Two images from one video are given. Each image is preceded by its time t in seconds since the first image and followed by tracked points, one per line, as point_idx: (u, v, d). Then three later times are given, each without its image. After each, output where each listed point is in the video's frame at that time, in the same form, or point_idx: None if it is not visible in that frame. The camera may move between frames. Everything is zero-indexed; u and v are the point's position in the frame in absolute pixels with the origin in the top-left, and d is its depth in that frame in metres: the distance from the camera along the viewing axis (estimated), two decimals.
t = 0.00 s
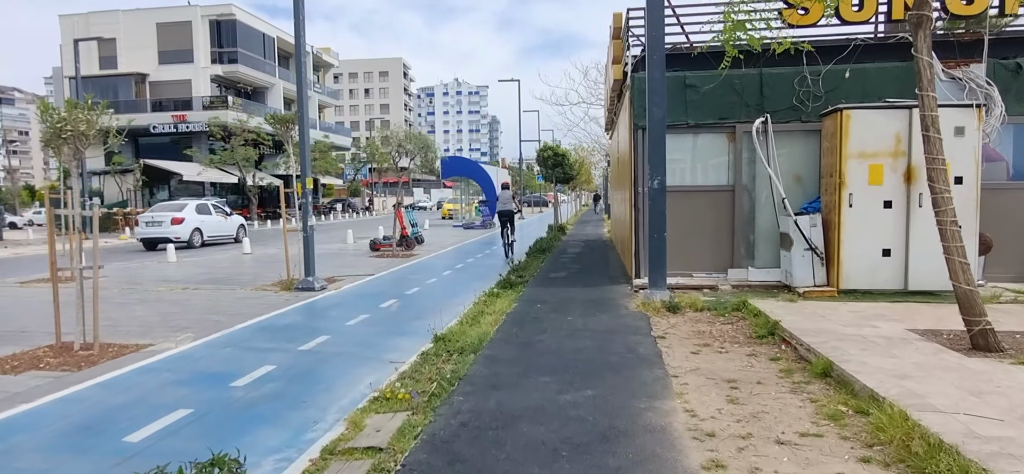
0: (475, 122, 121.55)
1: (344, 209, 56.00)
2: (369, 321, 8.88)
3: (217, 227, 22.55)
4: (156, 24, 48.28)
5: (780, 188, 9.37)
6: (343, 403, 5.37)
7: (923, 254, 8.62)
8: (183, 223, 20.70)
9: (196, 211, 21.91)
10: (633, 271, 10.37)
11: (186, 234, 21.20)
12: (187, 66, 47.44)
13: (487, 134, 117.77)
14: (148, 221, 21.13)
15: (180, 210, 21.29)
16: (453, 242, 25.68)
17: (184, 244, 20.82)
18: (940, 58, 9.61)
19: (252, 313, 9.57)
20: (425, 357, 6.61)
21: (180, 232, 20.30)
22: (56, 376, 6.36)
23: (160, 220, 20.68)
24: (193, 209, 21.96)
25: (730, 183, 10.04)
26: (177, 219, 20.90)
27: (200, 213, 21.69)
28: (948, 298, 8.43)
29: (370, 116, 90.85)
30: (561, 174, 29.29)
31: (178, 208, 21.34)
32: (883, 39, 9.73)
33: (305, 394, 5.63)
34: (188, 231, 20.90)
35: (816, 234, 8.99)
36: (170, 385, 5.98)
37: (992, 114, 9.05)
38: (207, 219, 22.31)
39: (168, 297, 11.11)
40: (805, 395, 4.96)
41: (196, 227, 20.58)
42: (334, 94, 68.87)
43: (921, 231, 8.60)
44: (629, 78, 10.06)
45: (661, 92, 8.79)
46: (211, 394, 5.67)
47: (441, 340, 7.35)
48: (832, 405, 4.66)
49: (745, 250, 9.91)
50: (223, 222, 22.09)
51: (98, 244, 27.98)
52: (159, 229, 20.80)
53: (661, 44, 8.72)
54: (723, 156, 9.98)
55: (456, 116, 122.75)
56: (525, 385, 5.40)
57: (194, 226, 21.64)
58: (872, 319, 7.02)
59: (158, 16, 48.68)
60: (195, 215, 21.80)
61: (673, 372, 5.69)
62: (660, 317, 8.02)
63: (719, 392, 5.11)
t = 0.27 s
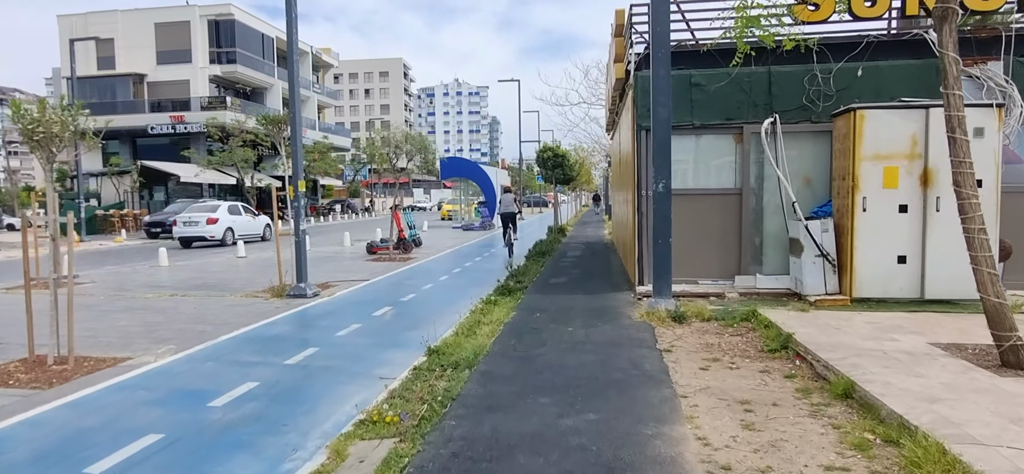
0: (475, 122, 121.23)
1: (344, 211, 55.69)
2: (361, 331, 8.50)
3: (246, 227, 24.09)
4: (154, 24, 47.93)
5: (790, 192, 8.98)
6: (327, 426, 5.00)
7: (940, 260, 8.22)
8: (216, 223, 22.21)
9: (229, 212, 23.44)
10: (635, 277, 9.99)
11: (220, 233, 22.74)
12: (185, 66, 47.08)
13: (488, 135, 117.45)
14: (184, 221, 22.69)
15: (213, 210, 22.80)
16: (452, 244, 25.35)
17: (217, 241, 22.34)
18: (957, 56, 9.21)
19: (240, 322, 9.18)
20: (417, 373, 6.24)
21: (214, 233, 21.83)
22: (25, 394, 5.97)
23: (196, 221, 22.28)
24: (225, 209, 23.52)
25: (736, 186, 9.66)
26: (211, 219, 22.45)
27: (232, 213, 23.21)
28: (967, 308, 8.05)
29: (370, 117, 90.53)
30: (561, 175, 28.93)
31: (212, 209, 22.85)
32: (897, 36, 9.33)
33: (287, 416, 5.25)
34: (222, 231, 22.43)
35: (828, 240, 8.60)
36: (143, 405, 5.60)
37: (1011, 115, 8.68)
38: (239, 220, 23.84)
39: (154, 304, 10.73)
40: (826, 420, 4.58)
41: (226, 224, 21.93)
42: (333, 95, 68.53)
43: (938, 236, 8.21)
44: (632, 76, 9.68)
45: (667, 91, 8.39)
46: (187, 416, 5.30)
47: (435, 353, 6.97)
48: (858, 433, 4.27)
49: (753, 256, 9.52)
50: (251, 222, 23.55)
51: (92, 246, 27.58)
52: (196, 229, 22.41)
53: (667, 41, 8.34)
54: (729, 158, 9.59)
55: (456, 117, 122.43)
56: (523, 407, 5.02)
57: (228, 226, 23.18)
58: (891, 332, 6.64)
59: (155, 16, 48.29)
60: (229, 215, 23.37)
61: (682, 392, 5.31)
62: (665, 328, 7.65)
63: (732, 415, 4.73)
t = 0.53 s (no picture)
0: (475, 122, 120.89)
1: (343, 211, 55.35)
2: (352, 334, 8.11)
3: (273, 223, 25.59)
4: (151, 22, 47.54)
5: (801, 189, 8.60)
6: (305, 440, 4.61)
7: (958, 261, 7.85)
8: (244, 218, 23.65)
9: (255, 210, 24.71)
10: (638, 278, 9.62)
11: (248, 229, 24.04)
12: (182, 64, 46.69)
13: (488, 135, 117.09)
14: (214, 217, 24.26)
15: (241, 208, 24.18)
16: (450, 243, 24.99)
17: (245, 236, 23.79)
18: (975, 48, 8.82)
19: (225, 324, 8.78)
20: (408, 380, 5.85)
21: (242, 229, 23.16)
22: None
23: (226, 217, 23.60)
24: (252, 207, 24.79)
25: (744, 183, 9.27)
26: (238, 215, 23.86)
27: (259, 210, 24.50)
28: (986, 310, 7.69)
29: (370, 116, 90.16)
30: (562, 174, 28.56)
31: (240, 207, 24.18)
32: (912, 28, 8.94)
33: (265, 428, 4.86)
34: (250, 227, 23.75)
35: (840, 239, 8.23)
36: (113, 415, 5.21)
37: None
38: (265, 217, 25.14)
39: (138, 305, 10.33)
40: (850, 435, 4.19)
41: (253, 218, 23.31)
42: (332, 93, 68.00)
43: (955, 236, 7.85)
44: (635, 69, 9.30)
45: (673, 83, 8.00)
46: (156, 428, 4.90)
47: (427, 358, 6.58)
48: (886, 451, 3.88)
49: (761, 256, 9.13)
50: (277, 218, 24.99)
51: (85, 245, 27.15)
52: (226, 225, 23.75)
53: (672, 31, 7.95)
54: (737, 154, 9.21)
55: (456, 117, 122.07)
56: (519, 420, 4.63)
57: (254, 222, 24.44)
58: (911, 337, 6.25)
59: (152, 13, 47.90)
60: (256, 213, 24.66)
61: (691, 403, 4.91)
62: (671, 331, 7.28)
63: (747, 429, 4.34)
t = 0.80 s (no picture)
0: (475, 122, 120.51)
1: (341, 211, 54.97)
2: (340, 345, 7.71)
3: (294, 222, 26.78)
4: (147, 22, 47.14)
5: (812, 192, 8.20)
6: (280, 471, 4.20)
7: (978, 269, 7.47)
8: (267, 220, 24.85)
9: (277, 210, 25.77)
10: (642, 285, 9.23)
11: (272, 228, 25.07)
12: (179, 64, 46.29)
13: (488, 135, 116.70)
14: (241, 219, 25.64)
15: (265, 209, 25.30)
16: (448, 245, 24.61)
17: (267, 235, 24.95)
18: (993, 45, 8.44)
19: (208, 334, 8.38)
20: (396, 400, 5.45)
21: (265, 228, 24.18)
22: None
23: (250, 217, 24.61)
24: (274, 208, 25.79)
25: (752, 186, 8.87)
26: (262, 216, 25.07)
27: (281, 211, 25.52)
28: (1008, 321, 7.32)
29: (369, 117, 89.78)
30: (562, 175, 28.18)
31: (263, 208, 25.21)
32: (928, 24, 8.56)
33: (237, 456, 4.46)
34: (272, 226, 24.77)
35: (855, 246, 7.84)
36: (75, 441, 4.81)
37: None
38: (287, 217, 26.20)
39: (121, 313, 9.94)
40: (879, 467, 3.80)
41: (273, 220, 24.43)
42: (330, 93, 67.58)
43: (975, 244, 7.46)
44: (638, 68, 8.91)
45: (679, 81, 7.61)
46: (119, 456, 4.50)
47: (418, 374, 6.17)
48: None
49: (769, 262, 8.75)
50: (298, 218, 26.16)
51: (78, 248, 26.78)
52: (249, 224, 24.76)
53: (678, 26, 7.55)
54: (744, 156, 8.83)
55: (456, 117, 121.69)
56: (513, 449, 4.24)
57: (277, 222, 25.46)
58: (934, 352, 5.86)
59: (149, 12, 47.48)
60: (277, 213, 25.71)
61: (701, 428, 4.51)
62: (677, 344, 6.90)
63: (766, 460, 3.95)
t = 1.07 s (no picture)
0: (475, 122, 120.13)
1: (341, 211, 54.59)
2: (330, 348, 7.33)
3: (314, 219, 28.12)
4: (144, 21, 46.79)
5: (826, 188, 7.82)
6: None
7: (1000, 269, 7.11)
8: (289, 217, 26.11)
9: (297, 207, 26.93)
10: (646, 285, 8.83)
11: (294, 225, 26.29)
12: (176, 63, 45.94)
13: (488, 135, 116.34)
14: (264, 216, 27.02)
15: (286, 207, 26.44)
16: (448, 245, 24.23)
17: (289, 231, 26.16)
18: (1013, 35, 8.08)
19: (193, 337, 8.00)
20: (384, 408, 5.05)
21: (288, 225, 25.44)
22: None
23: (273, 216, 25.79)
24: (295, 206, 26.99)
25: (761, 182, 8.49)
26: (284, 214, 26.43)
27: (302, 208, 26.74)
28: None
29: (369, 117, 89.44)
30: (562, 174, 27.80)
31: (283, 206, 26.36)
32: (944, 12, 8.20)
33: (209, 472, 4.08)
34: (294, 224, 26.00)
35: (872, 245, 7.45)
36: (37, 454, 4.44)
37: None
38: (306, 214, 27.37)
39: (105, 315, 9.55)
40: None
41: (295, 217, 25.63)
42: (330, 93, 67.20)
43: (997, 242, 7.09)
44: (642, 59, 8.54)
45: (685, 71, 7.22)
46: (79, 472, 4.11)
47: (411, 380, 5.79)
48: None
49: (780, 262, 8.36)
50: (319, 216, 27.42)
51: (73, 248, 26.43)
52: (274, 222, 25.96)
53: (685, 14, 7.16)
54: (753, 152, 8.46)
55: (456, 117, 121.35)
56: (511, 464, 3.87)
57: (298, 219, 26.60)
58: (961, 357, 5.48)
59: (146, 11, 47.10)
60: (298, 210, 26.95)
61: (716, 442, 4.13)
62: (685, 347, 6.52)
63: None
